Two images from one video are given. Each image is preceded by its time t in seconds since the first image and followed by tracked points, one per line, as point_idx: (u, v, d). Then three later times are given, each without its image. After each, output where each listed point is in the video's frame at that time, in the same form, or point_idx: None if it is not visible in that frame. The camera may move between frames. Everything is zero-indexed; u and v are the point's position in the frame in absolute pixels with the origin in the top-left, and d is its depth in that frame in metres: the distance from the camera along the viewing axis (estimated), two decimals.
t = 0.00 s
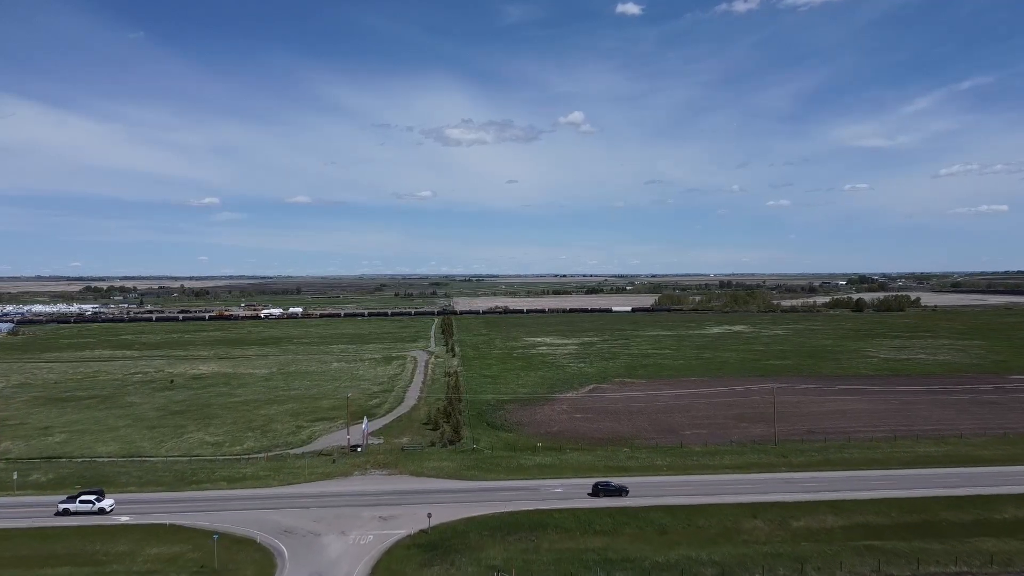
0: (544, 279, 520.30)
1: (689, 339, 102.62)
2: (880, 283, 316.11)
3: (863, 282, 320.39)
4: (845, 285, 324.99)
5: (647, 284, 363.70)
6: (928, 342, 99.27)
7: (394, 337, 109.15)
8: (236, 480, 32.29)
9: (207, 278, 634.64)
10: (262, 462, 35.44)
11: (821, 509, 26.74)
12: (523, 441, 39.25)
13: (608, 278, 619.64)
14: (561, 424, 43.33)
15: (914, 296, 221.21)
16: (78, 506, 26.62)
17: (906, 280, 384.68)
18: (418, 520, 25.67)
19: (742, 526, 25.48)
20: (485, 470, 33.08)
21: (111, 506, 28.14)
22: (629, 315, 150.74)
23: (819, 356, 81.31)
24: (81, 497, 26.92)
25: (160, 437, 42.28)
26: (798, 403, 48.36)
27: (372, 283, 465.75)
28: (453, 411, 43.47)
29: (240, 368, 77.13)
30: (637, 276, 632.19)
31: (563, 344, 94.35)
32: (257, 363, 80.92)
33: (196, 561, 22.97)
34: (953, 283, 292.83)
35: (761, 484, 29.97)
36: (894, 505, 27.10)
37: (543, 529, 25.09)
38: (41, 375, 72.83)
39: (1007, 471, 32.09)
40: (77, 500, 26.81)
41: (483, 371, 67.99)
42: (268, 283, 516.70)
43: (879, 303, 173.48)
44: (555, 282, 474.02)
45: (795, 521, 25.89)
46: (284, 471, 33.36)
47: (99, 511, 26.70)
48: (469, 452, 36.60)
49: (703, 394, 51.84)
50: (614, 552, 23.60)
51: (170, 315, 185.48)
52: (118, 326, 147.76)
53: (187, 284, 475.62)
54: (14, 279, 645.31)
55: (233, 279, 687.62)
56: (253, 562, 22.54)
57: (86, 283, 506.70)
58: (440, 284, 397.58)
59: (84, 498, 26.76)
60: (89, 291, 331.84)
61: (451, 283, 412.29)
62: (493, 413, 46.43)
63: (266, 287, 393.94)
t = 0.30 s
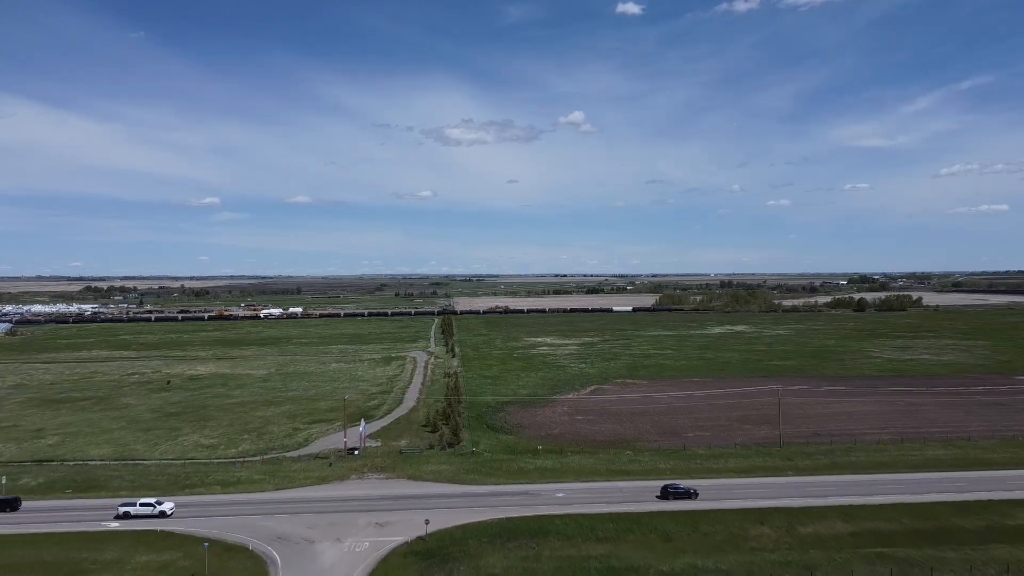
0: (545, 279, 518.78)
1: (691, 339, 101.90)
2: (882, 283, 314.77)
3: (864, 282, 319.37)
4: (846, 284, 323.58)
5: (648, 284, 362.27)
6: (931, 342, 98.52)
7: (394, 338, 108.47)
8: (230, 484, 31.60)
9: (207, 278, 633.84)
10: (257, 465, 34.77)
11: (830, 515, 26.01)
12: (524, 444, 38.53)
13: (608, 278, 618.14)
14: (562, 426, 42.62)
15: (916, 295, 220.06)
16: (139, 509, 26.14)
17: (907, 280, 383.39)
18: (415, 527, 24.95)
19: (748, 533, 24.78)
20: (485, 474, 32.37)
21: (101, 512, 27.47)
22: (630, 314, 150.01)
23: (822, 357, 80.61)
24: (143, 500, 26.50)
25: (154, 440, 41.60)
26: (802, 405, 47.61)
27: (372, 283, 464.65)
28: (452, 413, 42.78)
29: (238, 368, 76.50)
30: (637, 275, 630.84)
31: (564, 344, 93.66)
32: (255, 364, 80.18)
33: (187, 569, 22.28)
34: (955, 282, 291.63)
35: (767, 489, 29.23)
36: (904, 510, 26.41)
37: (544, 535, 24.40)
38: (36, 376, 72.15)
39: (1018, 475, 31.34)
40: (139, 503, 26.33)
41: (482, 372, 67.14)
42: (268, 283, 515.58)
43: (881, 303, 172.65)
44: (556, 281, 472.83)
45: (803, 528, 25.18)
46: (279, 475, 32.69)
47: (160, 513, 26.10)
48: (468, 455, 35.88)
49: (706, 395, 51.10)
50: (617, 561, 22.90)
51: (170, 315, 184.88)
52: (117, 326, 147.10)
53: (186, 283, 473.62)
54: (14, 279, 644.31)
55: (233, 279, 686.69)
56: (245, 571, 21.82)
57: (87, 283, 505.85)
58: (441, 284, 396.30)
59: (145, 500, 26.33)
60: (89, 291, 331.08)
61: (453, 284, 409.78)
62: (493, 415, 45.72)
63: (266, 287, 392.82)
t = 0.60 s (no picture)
0: (545, 279, 517.51)
1: (693, 339, 101.20)
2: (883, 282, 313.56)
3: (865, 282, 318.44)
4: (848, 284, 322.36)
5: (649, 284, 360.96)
6: (934, 343, 97.81)
7: (393, 338, 107.77)
8: (224, 488, 30.95)
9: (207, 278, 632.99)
10: (252, 469, 34.10)
11: (839, 521, 25.32)
12: (524, 446, 37.84)
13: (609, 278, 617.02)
14: (563, 428, 41.94)
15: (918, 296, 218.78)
16: (202, 512, 25.59)
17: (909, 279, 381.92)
18: (412, 534, 24.26)
19: (755, 539, 24.12)
20: (485, 478, 31.71)
21: (91, 518, 26.81)
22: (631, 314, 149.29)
23: (824, 357, 79.88)
24: (204, 504, 25.93)
25: (148, 442, 40.94)
26: (807, 406, 46.90)
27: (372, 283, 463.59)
28: (451, 415, 42.10)
29: (236, 368, 75.88)
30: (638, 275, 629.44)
31: (565, 344, 93.03)
32: (253, 364, 79.53)
33: None
34: (957, 282, 290.25)
35: (773, 493, 28.52)
36: (914, 516, 25.72)
37: (544, 542, 23.75)
38: (32, 376, 71.54)
39: None
40: (200, 507, 25.79)
41: (482, 372, 66.50)
42: (268, 283, 514.90)
43: (882, 303, 171.87)
44: (558, 282, 468.96)
45: (811, 534, 24.50)
46: (274, 479, 32.02)
47: (224, 516, 25.56)
48: (468, 458, 35.22)
49: (709, 397, 50.40)
50: (619, 569, 22.25)
51: (169, 315, 184.29)
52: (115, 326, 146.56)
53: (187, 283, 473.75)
54: (14, 279, 644.19)
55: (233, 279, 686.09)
56: None
57: (87, 283, 503.11)
58: (442, 284, 395.49)
59: (207, 504, 25.80)
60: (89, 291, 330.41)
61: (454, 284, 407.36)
62: (492, 417, 45.03)
63: (266, 287, 391.60)
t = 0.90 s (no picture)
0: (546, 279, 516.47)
1: (694, 339, 100.57)
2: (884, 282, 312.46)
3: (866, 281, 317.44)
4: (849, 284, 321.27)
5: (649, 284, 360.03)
6: (938, 343, 97.04)
7: (393, 338, 107.13)
8: (218, 493, 30.34)
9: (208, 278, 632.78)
10: (247, 473, 33.47)
11: (847, 527, 24.67)
12: (524, 449, 37.21)
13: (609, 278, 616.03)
14: (564, 430, 41.29)
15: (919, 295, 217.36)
16: (267, 516, 25.10)
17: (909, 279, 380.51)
18: (409, 541, 23.59)
19: (761, 546, 23.48)
20: (484, 482, 31.05)
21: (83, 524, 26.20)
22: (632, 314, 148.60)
23: (828, 358, 79.21)
24: (270, 507, 25.44)
25: (143, 445, 40.25)
26: (812, 408, 46.20)
27: (372, 283, 463.06)
28: (451, 417, 41.45)
29: (234, 369, 75.25)
30: (639, 275, 628.33)
31: (565, 345, 92.43)
32: (252, 365, 78.89)
33: None
34: (958, 283, 289.24)
35: (779, 498, 27.87)
36: (925, 522, 25.08)
37: (545, 549, 23.10)
38: (28, 377, 70.92)
39: None
40: (266, 510, 25.31)
41: (482, 373, 65.86)
42: (269, 283, 514.18)
43: (884, 303, 171.06)
44: (558, 282, 468.12)
45: (818, 541, 23.86)
46: (269, 484, 31.40)
47: (290, 520, 25.04)
48: (467, 461, 34.57)
49: (712, 398, 49.73)
50: None
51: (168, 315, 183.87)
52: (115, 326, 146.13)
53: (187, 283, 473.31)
54: (14, 279, 644.26)
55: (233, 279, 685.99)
56: None
57: (87, 283, 503.01)
58: (442, 283, 394.82)
59: (273, 507, 25.30)
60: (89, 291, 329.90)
61: (454, 283, 406.53)
62: (492, 419, 44.38)
63: (266, 287, 391.06)
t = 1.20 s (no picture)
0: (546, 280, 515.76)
1: (696, 339, 100.02)
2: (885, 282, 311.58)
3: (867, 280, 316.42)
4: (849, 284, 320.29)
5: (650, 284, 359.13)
6: (941, 343, 96.32)
7: (392, 338, 106.44)
8: (211, 498, 29.67)
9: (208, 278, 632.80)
10: (242, 477, 32.80)
11: (856, 535, 23.96)
12: (525, 452, 36.53)
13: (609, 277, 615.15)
14: (565, 432, 40.62)
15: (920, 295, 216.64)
16: (334, 519, 24.42)
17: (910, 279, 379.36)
18: (406, 549, 22.83)
19: (768, 554, 22.78)
20: (483, 487, 30.37)
21: (71, 531, 25.56)
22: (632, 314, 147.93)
23: (831, 358, 78.50)
24: (336, 511, 24.76)
25: (137, 448, 39.54)
26: (817, 410, 45.51)
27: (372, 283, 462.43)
28: (450, 419, 40.78)
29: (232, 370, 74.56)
30: (640, 275, 626.01)
31: (566, 345, 91.79)
32: (250, 365, 78.26)
33: None
34: (960, 283, 288.79)
35: (785, 504, 27.17)
36: (936, 529, 24.38)
37: (546, 558, 22.39)
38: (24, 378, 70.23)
39: None
40: (333, 514, 24.62)
41: (482, 374, 65.07)
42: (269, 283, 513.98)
43: (886, 303, 170.38)
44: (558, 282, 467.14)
45: (827, 549, 23.15)
46: (264, 488, 30.72)
47: (358, 524, 24.35)
48: (466, 465, 33.88)
49: (715, 400, 49.01)
50: None
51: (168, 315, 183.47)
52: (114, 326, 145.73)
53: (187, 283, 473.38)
54: (15, 279, 644.00)
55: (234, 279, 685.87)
56: None
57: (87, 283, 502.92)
58: (442, 283, 394.12)
59: (340, 511, 24.66)
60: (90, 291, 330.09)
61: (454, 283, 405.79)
62: (492, 421, 43.70)
63: (266, 287, 390.21)
